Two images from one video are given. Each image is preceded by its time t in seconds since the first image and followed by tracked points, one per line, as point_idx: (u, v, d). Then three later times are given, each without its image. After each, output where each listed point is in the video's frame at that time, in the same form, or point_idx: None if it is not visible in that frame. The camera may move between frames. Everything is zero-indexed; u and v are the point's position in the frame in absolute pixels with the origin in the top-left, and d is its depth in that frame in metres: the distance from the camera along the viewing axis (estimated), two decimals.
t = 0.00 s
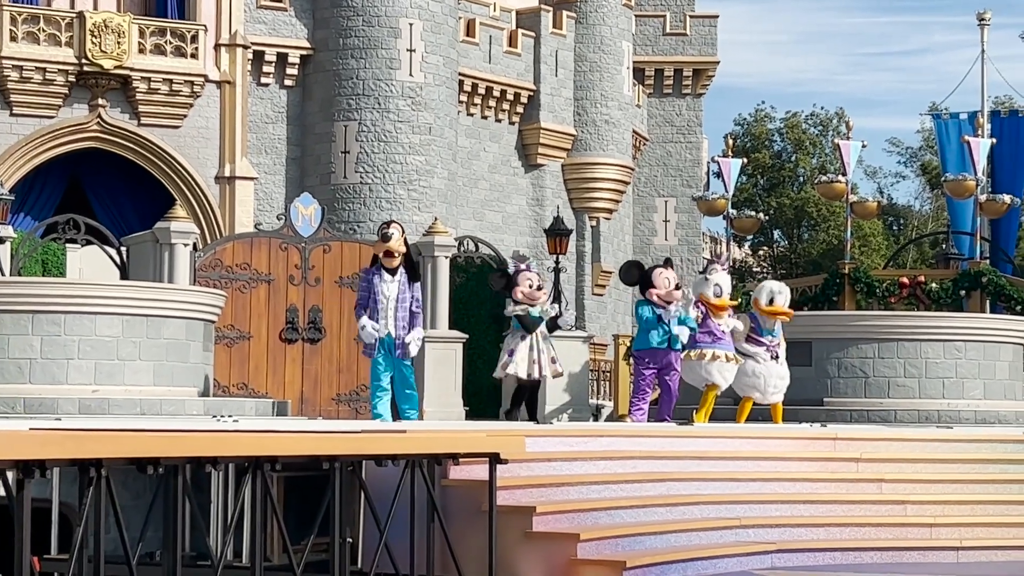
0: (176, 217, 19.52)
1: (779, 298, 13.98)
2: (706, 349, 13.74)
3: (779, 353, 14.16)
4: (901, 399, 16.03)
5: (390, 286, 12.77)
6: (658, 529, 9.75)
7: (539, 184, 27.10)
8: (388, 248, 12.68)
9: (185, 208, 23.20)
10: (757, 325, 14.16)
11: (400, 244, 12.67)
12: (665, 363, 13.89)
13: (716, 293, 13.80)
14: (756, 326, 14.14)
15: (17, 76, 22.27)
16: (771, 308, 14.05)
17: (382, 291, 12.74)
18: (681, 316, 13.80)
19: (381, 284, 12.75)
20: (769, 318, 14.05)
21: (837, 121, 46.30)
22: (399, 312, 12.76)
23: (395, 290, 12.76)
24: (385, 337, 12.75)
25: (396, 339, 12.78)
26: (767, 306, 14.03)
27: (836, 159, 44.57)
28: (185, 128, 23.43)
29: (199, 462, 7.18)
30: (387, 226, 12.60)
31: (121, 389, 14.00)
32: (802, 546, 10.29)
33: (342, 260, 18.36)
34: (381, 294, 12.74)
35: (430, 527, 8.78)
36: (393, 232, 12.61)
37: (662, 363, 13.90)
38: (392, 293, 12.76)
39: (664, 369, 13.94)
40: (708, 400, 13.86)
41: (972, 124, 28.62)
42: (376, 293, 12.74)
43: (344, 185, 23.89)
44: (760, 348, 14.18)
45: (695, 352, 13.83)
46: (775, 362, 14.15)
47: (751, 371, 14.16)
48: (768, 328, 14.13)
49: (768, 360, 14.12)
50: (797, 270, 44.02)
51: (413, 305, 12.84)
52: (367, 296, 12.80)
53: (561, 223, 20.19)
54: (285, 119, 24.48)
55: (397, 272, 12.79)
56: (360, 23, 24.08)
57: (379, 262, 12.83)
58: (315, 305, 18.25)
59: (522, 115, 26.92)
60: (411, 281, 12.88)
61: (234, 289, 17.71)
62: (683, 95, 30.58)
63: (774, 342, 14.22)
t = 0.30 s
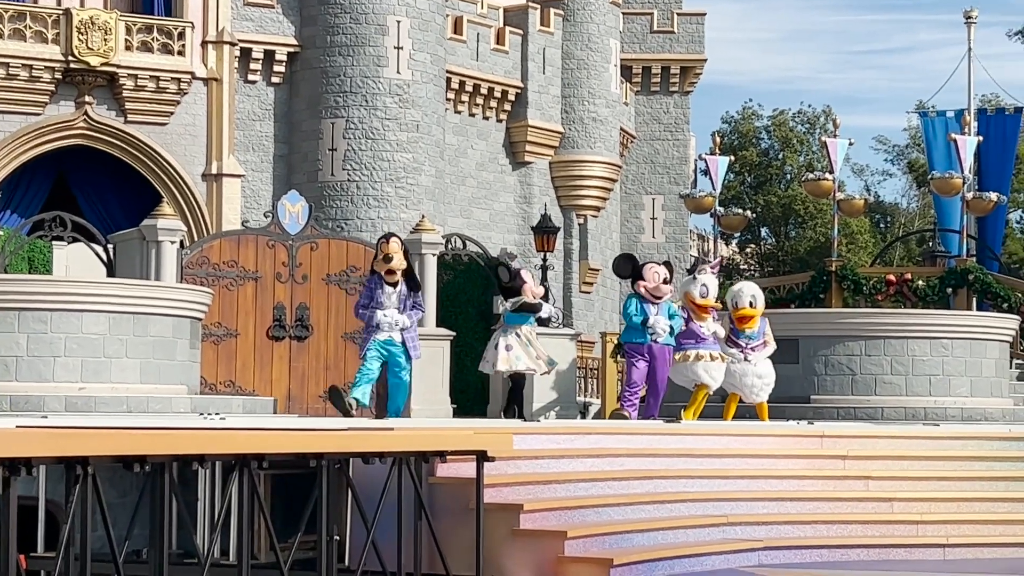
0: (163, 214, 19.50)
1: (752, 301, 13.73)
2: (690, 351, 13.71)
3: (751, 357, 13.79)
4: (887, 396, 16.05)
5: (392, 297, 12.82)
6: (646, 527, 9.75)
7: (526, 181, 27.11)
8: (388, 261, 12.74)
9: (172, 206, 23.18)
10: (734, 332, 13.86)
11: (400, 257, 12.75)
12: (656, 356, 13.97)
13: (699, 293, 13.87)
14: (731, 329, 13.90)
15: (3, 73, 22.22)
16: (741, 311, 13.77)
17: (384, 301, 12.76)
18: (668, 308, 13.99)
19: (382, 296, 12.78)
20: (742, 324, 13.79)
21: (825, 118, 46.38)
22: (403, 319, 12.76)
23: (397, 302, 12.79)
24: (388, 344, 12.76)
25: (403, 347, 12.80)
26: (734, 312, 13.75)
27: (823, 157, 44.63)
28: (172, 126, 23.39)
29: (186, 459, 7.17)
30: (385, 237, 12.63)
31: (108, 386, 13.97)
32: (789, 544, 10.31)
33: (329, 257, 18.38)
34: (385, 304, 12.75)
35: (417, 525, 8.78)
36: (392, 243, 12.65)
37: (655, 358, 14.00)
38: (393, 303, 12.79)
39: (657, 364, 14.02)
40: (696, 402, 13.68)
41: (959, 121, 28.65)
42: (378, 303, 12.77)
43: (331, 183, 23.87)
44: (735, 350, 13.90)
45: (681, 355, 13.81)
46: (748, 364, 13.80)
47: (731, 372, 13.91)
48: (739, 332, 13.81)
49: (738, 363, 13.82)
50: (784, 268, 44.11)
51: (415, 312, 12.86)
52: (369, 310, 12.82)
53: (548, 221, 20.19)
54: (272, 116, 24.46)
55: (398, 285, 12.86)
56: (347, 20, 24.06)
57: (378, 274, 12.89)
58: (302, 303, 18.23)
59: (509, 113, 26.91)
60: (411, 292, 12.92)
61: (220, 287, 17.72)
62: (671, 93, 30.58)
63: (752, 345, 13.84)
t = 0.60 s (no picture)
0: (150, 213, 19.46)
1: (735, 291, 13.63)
2: (668, 346, 13.69)
3: (734, 347, 13.68)
4: (873, 395, 16.07)
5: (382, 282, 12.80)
6: (632, 525, 9.75)
7: (513, 180, 27.11)
8: (374, 247, 12.74)
9: (158, 205, 23.14)
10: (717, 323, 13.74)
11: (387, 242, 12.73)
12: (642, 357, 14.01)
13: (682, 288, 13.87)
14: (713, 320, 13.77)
15: None
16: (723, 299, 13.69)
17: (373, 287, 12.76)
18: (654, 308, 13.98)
19: (372, 281, 12.76)
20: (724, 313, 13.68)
21: (811, 117, 46.43)
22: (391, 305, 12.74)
23: (386, 287, 12.77)
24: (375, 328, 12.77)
25: (391, 332, 12.79)
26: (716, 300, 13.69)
27: (809, 156, 44.66)
28: (158, 124, 23.37)
29: (172, 458, 7.15)
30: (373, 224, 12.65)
31: (94, 385, 13.94)
32: (775, 542, 10.32)
33: (316, 257, 18.31)
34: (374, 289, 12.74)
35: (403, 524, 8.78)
36: (378, 230, 12.66)
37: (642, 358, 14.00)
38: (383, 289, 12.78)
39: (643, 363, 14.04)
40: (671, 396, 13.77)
41: (945, 120, 28.69)
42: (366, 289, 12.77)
43: (318, 182, 23.84)
44: (718, 343, 13.80)
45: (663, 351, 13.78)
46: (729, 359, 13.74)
47: (717, 368, 13.85)
48: (720, 322, 13.68)
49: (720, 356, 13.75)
50: (771, 267, 44.16)
51: (407, 296, 12.81)
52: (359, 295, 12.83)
53: (535, 220, 20.18)
54: (259, 115, 24.43)
55: (388, 270, 12.82)
56: (334, 19, 24.04)
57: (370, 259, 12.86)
58: (289, 301, 18.20)
59: (496, 112, 26.91)
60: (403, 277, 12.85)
61: (207, 286, 17.70)
62: (657, 92, 30.58)
63: (734, 335, 13.71)
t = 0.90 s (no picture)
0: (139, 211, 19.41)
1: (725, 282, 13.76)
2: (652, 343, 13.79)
3: (730, 341, 13.72)
4: (863, 392, 16.08)
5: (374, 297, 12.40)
6: (622, 523, 9.75)
7: (503, 178, 27.10)
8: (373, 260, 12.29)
9: (147, 202, 23.10)
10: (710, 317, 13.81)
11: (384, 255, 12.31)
12: (629, 357, 13.77)
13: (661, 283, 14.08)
14: (706, 315, 13.84)
15: None
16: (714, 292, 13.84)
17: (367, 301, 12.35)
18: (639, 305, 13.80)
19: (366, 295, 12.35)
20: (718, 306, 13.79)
21: (801, 115, 46.45)
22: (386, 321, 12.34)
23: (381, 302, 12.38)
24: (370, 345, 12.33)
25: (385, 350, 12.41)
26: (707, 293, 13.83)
27: (799, 154, 44.67)
28: (147, 122, 23.33)
29: (160, 455, 7.13)
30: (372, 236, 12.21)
31: (83, 383, 13.91)
32: (764, 540, 10.33)
33: (305, 253, 18.35)
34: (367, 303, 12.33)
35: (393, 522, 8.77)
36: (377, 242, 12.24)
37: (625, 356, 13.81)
38: (376, 300, 12.39)
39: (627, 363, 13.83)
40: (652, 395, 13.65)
41: (934, 118, 28.71)
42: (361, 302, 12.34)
43: (308, 179, 23.82)
44: (712, 337, 13.81)
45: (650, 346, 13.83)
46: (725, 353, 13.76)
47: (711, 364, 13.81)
48: (715, 316, 13.77)
49: (715, 350, 13.75)
50: (760, 265, 44.18)
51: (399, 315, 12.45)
52: (352, 306, 12.36)
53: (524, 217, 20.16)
54: (248, 112, 24.41)
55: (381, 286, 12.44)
56: (323, 16, 24.03)
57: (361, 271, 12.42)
58: (278, 299, 18.19)
59: (486, 109, 26.89)
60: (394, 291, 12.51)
61: (197, 284, 17.62)
62: (647, 90, 30.61)
63: (730, 329, 13.76)
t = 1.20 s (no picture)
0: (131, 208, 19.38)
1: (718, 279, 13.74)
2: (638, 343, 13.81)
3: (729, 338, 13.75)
4: (855, 390, 16.09)
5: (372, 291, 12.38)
6: (614, 521, 9.76)
7: (496, 175, 27.10)
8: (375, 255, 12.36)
9: (140, 199, 23.08)
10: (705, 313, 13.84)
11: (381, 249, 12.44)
12: (610, 354, 13.77)
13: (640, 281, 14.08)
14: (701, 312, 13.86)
15: None
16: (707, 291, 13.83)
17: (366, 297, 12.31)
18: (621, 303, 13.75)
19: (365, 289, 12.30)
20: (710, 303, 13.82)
21: (794, 113, 46.47)
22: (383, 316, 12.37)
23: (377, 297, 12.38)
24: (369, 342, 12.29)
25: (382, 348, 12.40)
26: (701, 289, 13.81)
27: (792, 151, 44.67)
28: (139, 119, 23.30)
29: (153, 452, 7.12)
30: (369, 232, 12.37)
31: (76, 380, 13.89)
32: (757, 537, 10.34)
33: (298, 251, 18.32)
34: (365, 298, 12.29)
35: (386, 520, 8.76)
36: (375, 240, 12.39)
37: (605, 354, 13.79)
38: (375, 296, 12.36)
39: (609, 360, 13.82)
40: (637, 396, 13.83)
41: (927, 116, 28.73)
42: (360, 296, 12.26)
43: (301, 177, 23.81)
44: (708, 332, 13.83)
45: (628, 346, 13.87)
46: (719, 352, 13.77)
47: (703, 361, 13.82)
48: (711, 312, 13.81)
49: (712, 346, 13.76)
50: (753, 263, 44.21)
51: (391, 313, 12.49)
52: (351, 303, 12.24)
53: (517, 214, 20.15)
54: (240, 110, 24.38)
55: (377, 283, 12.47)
56: (316, 14, 24.01)
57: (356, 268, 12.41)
58: (271, 296, 18.20)
59: (479, 107, 26.88)
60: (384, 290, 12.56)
61: (190, 280, 17.61)
62: (640, 88, 30.64)
63: (726, 326, 13.81)
